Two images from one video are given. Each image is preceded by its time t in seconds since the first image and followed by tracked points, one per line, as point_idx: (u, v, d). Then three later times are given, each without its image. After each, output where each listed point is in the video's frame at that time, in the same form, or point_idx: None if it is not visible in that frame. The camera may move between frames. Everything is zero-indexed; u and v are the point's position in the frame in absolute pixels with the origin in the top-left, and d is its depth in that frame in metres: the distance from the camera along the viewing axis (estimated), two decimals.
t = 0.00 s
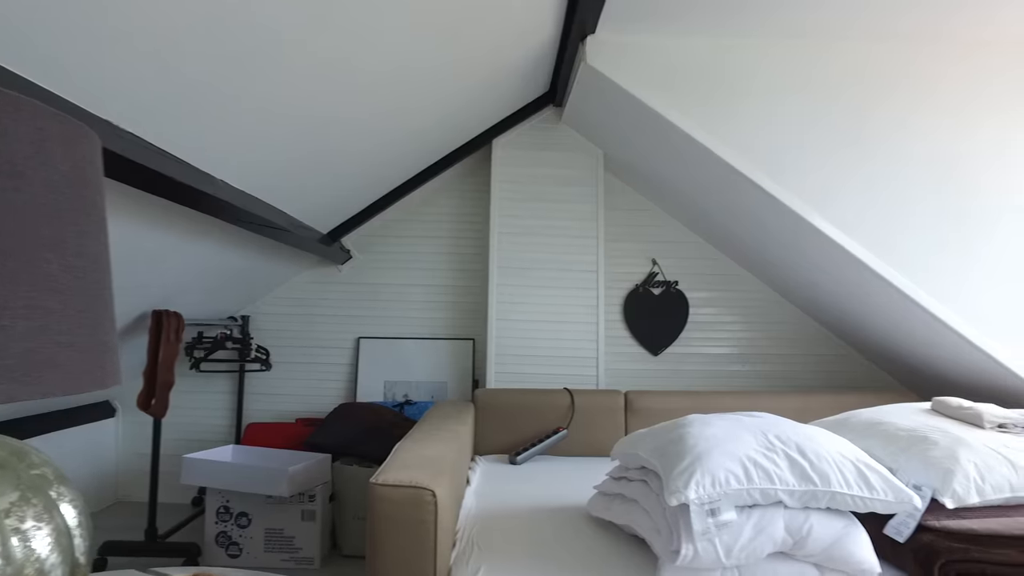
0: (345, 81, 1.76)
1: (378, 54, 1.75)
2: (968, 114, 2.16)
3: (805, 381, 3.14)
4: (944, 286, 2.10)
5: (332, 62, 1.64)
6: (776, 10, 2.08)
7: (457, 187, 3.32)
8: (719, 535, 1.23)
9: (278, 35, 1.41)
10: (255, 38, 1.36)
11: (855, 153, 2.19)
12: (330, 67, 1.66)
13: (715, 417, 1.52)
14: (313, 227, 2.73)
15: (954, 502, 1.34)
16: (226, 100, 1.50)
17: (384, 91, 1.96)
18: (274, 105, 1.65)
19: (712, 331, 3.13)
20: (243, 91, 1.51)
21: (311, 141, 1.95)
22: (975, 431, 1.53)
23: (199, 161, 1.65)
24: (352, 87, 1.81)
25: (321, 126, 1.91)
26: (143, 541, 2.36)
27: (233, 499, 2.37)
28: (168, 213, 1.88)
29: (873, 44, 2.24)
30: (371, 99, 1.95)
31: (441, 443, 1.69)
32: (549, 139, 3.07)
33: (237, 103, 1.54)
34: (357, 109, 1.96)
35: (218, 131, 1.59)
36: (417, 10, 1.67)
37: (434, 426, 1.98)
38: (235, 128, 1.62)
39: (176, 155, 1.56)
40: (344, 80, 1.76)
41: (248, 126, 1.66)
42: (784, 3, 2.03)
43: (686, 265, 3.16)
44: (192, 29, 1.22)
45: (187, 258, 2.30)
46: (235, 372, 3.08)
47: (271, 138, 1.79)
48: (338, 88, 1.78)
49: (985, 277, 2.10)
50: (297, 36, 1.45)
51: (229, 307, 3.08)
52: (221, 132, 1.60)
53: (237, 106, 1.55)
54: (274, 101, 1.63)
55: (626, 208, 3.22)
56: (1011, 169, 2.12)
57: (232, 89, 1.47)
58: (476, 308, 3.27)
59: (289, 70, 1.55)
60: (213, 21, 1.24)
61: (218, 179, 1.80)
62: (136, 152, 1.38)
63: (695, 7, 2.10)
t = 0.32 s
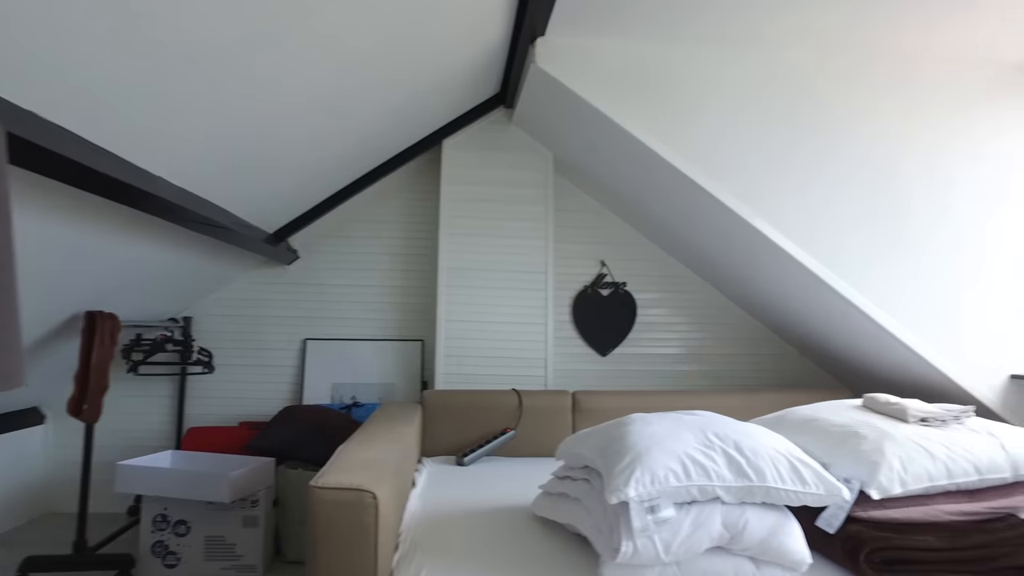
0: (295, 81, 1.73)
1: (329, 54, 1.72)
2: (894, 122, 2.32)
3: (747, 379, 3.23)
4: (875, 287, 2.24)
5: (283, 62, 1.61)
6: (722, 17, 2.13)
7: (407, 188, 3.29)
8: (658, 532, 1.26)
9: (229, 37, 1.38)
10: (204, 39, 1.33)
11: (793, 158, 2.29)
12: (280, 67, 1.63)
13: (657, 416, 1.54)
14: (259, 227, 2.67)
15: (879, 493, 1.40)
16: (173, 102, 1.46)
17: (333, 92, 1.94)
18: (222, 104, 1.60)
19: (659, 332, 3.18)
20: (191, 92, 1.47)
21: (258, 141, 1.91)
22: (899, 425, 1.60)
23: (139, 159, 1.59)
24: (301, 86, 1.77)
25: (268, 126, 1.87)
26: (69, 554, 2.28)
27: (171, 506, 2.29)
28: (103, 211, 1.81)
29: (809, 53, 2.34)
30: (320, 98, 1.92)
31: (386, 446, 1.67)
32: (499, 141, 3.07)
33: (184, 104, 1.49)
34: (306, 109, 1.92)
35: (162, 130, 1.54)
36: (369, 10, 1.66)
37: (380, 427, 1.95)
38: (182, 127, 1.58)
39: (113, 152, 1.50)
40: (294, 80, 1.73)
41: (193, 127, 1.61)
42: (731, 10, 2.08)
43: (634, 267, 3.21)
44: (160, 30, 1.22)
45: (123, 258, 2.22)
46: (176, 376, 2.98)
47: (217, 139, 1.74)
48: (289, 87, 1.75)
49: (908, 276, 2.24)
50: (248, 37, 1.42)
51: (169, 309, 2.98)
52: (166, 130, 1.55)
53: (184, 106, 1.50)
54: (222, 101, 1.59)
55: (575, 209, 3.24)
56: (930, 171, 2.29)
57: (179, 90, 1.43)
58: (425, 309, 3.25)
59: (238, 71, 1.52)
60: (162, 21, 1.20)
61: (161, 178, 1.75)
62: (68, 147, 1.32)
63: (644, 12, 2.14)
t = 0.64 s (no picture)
0: (239, 78, 1.69)
1: (275, 52, 1.69)
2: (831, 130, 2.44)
3: (694, 378, 3.30)
4: (818, 292, 2.38)
5: (226, 57, 1.57)
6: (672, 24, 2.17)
7: (356, 187, 3.25)
8: (602, 529, 1.28)
9: (167, 31, 1.33)
10: (141, 34, 1.29)
11: (739, 164, 2.37)
12: (222, 63, 1.58)
13: (603, 414, 1.56)
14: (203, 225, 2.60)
15: (815, 486, 1.45)
16: (106, 94, 1.40)
17: (280, 89, 1.90)
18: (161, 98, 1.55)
19: (609, 332, 3.22)
20: (126, 86, 1.42)
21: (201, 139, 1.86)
22: (834, 421, 1.66)
23: (73, 154, 1.53)
24: (246, 84, 1.74)
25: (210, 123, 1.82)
26: None
27: (107, 515, 2.22)
28: (33, 207, 1.73)
29: (752, 62, 2.42)
30: (265, 96, 1.88)
31: (333, 447, 1.65)
32: (451, 141, 3.06)
33: (119, 98, 1.44)
34: (251, 107, 1.88)
35: (96, 125, 1.48)
36: (315, 7, 1.62)
37: (325, 429, 1.92)
38: (117, 123, 1.52)
39: (45, 146, 1.44)
40: (238, 77, 1.69)
41: (130, 122, 1.56)
42: (679, 17, 2.12)
43: (584, 268, 3.24)
44: (102, 19, 1.19)
45: (56, 258, 2.13)
46: (114, 379, 2.88)
47: (157, 137, 1.69)
48: (233, 83, 1.70)
49: (847, 281, 2.41)
50: (189, 32, 1.38)
51: (107, 310, 2.87)
52: (101, 125, 1.49)
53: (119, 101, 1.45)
54: (161, 98, 1.54)
55: (526, 210, 3.25)
56: (868, 183, 2.45)
57: (113, 82, 1.38)
58: (376, 309, 3.22)
59: (178, 65, 1.47)
60: (95, 14, 1.16)
61: (98, 174, 1.68)
62: None
63: (597, 18, 2.17)
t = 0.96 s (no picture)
0: (184, 75, 1.65)
1: (220, 50, 1.65)
2: (770, 136, 2.51)
3: (640, 377, 3.36)
4: (755, 292, 2.45)
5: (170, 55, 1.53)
6: (618, 28, 2.20)
7: (302, 185, 3.19)
8: (543, 527, 1.29)
9: (107, 27, 1.29)
10: (77, 28, 1.24)
11: (682, 167, 2.42)
12: (166, 61, 1.54)
13: (546, 413, 1.57)
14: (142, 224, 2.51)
15: (751, 481, 1.49)
16: (36, 89, 1.35)
17: (226, 86, 1.86)
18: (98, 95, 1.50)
19: (558, 332, 3.25)
20: (61, 81, 1.37)
21: (141, 136, 1.81)
22: (770, 417, 1.71)
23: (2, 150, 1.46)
24: (189, 81, 1.69)
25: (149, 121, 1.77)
26: None
27: (30, 527, 2.11)
28: None
29: (696, 67, 2.47)
30: (209, 94, 1.84)
31: (273, 449, 1.62)
32: (399, 140, 3.03)
33: (53, 93, 1.39)
34: (193, 105, 1.84)
35: (27, 121, 1.42)
36: (263, 7, 1.60)
37: (266, 431, 1.88)
38: (50, 119, 1.46)
39: None
40: (182, 75, 1.65)
41: (64, 118, 1.49)
42: (626, 21, 2.15)
43: (533, 269, 3.26)
44: (35, 12, 1.14)
45: None
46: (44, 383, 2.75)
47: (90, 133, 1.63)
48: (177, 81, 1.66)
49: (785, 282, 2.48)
50: (130, 28, 1.34)
51: (37, 311, 2.74)
52: (32, 121, 1.43)
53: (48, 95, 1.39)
54: (99, 93, 1.49)
55: (475, 210, 3.25)
56: (807, 188, 2.54)
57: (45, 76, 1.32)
58: (322, 310, 3.17)
59: (117, 61, 1.42)
60: (27, 6, 1.11)
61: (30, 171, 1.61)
62: None
63: (544, 20, 2.18)
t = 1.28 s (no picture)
0: (119, 66, 1.59)
1: (161, 40, 1.60)
2: (714, 141, 2.58)
3: (587, 376, 3.40)
4: (698, 293, 2.51)
5: (104, 45, 1.47)
6: (567, 29, 2.21)
7: (244, 182, 3.11)
8: (485, 525, 1.29)
9: (33, 11, 1.23)
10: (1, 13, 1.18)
11: (629, 170, 2.46)
12: (100, 50, 1.48)
13: (490, 412, 1.58)
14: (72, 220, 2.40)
15: (690, 477, 1.53)
16: None
17: (164, 79, 1.80)
18: (24, 83, 1.43)
19: (505, 332, 3.26)
20: None
21: (71, 129, 1.73)
22: (709, 414, 1.75)
23: None
24: (126, 72, 1.63)
25: (81, 113, 1.69)
26: None
27: None
28: None
29: (641, 72, 2.51)
30: (147, 86, 1.77)
31: (210, 453, 1.57)
32: (346, 138, 2.99)
33: None
34: (130, 97, 1.77)
35: None
36: None
37: (204, 435, 1.83)
38: None
39: None
40: (118, 66, 1.59)
41: None
42: (577, 24, 2.18)
43: (481, 269, 3.26)
44: None
45: None
46: None
47: (16, 125, 1.55)
48: (111, 72, 1.60)
49: (726, 283, 2.55)
50: (60, 15, 1.28)
51: None
52: None
53: None
54: (25, 82, 1.42)
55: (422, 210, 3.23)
56: (749, 192, 2.62)
57: None
58: (266, 310, 3.10)
59: (46, 49, 1.36)
60: None
61: None
62: None
63: (492, 21, 2.17)
